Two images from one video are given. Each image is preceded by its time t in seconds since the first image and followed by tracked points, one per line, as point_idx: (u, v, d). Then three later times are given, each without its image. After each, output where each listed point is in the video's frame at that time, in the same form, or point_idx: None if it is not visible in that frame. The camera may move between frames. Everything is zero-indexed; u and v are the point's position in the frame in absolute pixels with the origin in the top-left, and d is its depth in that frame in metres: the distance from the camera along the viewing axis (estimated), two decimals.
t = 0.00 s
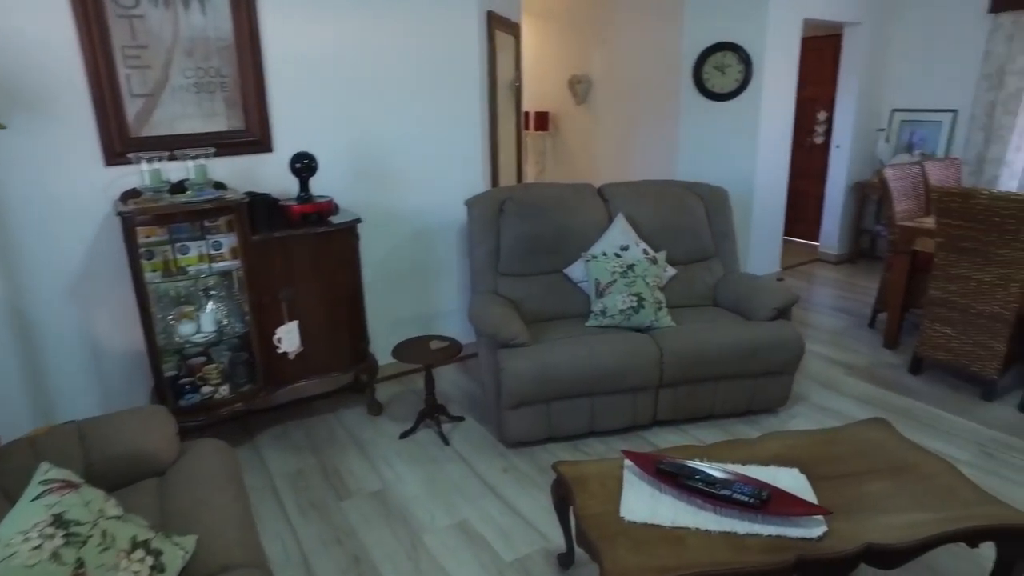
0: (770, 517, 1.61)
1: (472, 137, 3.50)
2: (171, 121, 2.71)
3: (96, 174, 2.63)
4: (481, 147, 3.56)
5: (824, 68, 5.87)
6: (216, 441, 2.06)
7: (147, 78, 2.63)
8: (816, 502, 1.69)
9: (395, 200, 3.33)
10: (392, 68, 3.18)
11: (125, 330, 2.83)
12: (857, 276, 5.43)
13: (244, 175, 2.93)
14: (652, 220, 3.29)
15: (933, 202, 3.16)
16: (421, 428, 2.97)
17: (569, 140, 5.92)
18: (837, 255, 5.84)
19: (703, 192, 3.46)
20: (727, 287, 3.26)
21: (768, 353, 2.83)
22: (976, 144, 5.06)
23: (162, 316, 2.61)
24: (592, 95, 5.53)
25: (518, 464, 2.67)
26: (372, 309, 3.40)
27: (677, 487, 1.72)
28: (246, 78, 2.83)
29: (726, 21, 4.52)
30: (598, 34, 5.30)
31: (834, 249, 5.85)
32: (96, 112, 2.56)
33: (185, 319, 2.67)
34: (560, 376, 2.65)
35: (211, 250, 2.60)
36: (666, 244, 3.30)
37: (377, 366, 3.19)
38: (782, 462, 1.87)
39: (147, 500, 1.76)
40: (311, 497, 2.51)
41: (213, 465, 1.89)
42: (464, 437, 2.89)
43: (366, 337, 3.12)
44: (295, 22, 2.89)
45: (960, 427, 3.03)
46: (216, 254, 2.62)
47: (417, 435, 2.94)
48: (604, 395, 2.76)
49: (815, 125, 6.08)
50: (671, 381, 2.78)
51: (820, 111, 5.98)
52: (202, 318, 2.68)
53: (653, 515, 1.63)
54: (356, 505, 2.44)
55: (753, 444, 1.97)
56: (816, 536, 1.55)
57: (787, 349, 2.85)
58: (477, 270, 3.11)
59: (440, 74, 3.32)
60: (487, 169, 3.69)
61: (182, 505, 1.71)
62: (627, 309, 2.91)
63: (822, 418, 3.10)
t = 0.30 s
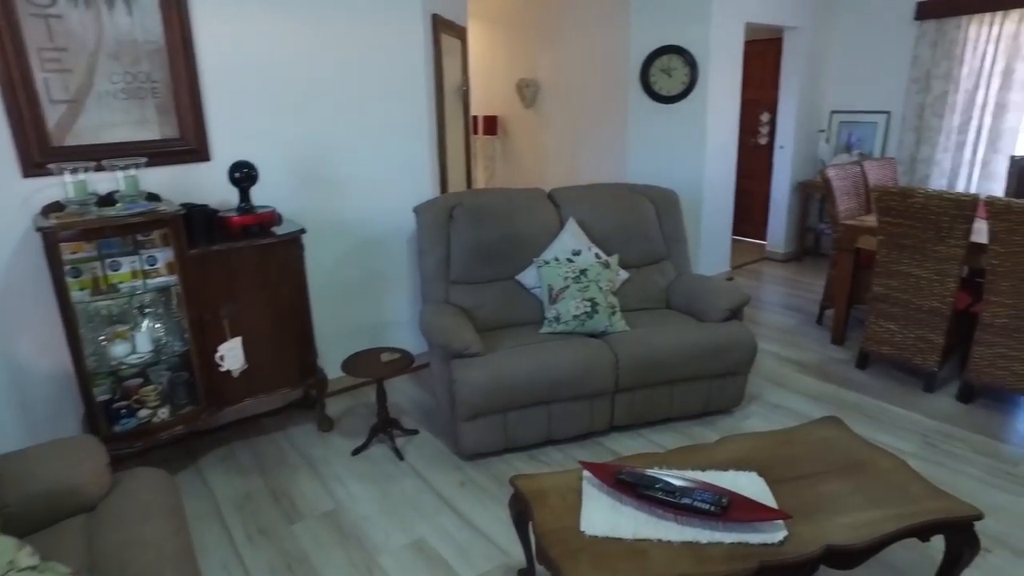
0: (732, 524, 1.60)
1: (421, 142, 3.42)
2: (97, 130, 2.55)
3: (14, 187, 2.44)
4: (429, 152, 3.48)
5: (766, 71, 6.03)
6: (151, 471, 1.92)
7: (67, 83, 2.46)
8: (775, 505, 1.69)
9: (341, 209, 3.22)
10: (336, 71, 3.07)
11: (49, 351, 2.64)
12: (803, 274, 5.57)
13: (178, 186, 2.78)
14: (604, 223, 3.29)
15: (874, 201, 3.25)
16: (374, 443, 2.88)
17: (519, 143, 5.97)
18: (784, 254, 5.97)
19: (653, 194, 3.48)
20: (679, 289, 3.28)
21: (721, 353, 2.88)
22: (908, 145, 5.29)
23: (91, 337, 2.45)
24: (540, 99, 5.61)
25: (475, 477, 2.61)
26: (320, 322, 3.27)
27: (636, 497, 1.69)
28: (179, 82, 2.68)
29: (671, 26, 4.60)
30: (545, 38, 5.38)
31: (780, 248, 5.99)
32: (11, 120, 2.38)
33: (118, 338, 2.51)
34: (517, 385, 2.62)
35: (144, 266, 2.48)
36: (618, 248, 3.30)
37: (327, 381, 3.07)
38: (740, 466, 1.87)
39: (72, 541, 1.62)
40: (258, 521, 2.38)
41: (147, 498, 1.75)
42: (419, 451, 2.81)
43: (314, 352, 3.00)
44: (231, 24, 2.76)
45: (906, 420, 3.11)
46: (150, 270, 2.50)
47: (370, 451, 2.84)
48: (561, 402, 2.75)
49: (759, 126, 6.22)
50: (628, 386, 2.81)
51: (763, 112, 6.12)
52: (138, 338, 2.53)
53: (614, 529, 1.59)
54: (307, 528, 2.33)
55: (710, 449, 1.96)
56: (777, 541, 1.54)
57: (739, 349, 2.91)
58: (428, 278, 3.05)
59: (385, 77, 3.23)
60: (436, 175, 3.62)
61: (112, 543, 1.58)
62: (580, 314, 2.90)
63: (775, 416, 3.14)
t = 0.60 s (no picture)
0: (689, 533, 1.59)
1: (363, 150, 3.33)
2: (7, 140, 2.37)
3: None
4: (371, 160, 3.39)
5: (705, 75, 6.16)
6: (74, 508, 1.78)
7: None
8: (730, 511, 1.68)
9: (280, 219, 3.09)
10: (271, 77, 2.95)
11: None
12: (745, 273, 5.70)
13: (102, 199, 2.61)
14: (550, 229, 3.28)
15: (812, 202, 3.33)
16: (322, 462, 2.77)
17: (463, 148, 5.92)
18: (727, 253, 6.10)
19: (599, 200, 3.49)
20: (627, 293, 3.30)
21: (670, 356, 2.90)
22: (841, 146, 5.49)
23: (5, 366, 2.25)
24: (484, 104, 5.59)
25: (428, 493, 2.54)
26: (261, 338, 3.13)
27: (593, 510, 1.67)
28: (98, 88, 2.51)
29: (613, 31, 4.64)
30: (488, 43, 5.37)
31: (724, 248, 6.11)
32: None
33: (37, 365, 2.32)
34: (468, 397, 2.56)
35: (65, 286, 2.30)
36: (565, 253, 3.30)
37: (270, 400, 2.93)
38: (695, 473, 1.87)
39: None
40: (197, 552, 2.25)
41: (69, 539, 1.62)
42: (368, 469, 2.72)
43: (256, 370, 2.86)
44: (156, 27, 2.61)
45: (849, 414, 3.20)
46: (72, 290, 2.31)
47: (318, 471, 2.72)
48: (513, 413, 2.71)
49: (700, 129, 6.35)
50: (580, 393, 2.79)
51: (704, 115, 6.25)
52: (60, 364, 2.35)
53: (572, 544, 1.56)
54: (251, 557, 2.21)
55: (664, 456, 1.96)
56: (735, 547, 1.54)
57: (688, 352, 2.94)
58: (372, 290, 2.97)
59: (324, 83, 3.12)
60: (379, 183, 3.53)
61: None
62: (530, 322, 2.89)
63: (725, 415, 3.17)
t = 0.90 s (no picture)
0: (659, 537, 1.59)
1: (315, 156, 3.25)
2: None
3: None
4: (324, 165, 3.31)
5: (656, 79, 6.26)
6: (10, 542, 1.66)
7: None
8: (697, 512, 1.69)
9: (231, 228, 2.98)
10: (217, 81, 2.85)
11: None
12: (699, 273, 5.81)
13: (38, 209, 2.48)
14: (509, 234, 3.26)
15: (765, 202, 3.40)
16: (280, 478, 2.68)
17: (418, 153, 5.86)
18: (682, 253, 6.20)
19: (556, 203, 3.49)
20: (587, 296, 3.31)
21: (631, 358, 2.92)
22: (789, 146, 5.64)
23: None
24: (438, 108, 5.54)
25: (392, 506, 2.48)
26: (213, 351, 3.01)
27: (562, 518, 1.65)
28: (29, 93, 2.37)
29: (566, 35, 4.66)
30: (440, 46, 5.33)
31: (679, 248, 6.21)
32: None
33: None
34: (430, 407, 2.52)
35: None
36: (524, 258, 3.29)
37: (224, 416, 2.82)
38: (660, 475, 1.87)
39: None
40: None
41: None
42: (329, 483, 2.64)
43: (208, 386, 2.75)
44: (91, 29, 2.49)
45: (805, 409, 3.28)
46: (7, 307, 2.13)
47: (276, 487, 2.63)
48: (476, 420, 2.67)
49: (653, 131, 6.44)
50: (543, 398, 2.78)
51: (656, 118, 6.35)
52: None
53: (542, 554, 1.54)
54: None
55: (630, 459, 1.96)
56: (704, 549, 1.55)
57: (648, 353, 2.96)
58: (328, 299, 2.89)
59: (273, 87, 3.03)
60: (333, 189, 3.46)
61: None
62: (490, 328, 2.87)
63: (686, 414, 3.21)
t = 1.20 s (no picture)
0: (636, 538, 1.60)
1: (273, 161, 3.17)
2: None
3: None
4: (282, 170, 3.23)
5: (613, 81, 6.32)
6: None
7: None
8: (672, 512, 1.71)
9: (186, 237, 2.88)
10: (169, 84, 2.75)
11: None
12: (660, 272, 5.89)
13: None
14: (472, 238, 3.24)
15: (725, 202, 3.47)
16: (244, 494, 2.60)
17: (377, 157, 5.78)
18: (642, 254, 6.28)
19: (519, 206, 3.48)
20: (552, 298, 3.31)
21: (598, 359, 2.93)
22: (744, 146, 5.76)
23: None
24: (396, 112, 5.48)
25: (362, 517, 2.43)
26: (169, 364, 2.90)
27: (539, 524, 1.64)
28: None
29: (524, 37, 4.66)
30: (397, 50, 5.28)
31: (639, 248, 6.29)
32: None
33: None
34: (398, 415, 2.48)
35: None
36: (488, 261, 3.27)
37: (183, 432, 2.72)
38: (633, 476, 1.88)
39: None
40: None
41: None
42: (296, 496, 2.57)
43: (166, 400, 2.65)
44: (32, 30, 2.37)
45: (768, 404, 3.35)
46: None
47: (240, 503, 2.55)
48: (446, 427, 2.64)
49: (610, 133, 6.51)
50: (512, 402, 2.76)
51: (614, 120, 6.41)
52: None
53: (520, 561, 1.52)
54: None
55: (602, 462, 1.96)
56: (682, 548, 1.56)
57: (615, 354, 2.98)
58: (290, 308, 2.82)
59: (228, 90, 2.94)
60: (292, 195, 3.38)
61: None
62: (456, 333, 2.84)
63: (653, 413, 3.24)
